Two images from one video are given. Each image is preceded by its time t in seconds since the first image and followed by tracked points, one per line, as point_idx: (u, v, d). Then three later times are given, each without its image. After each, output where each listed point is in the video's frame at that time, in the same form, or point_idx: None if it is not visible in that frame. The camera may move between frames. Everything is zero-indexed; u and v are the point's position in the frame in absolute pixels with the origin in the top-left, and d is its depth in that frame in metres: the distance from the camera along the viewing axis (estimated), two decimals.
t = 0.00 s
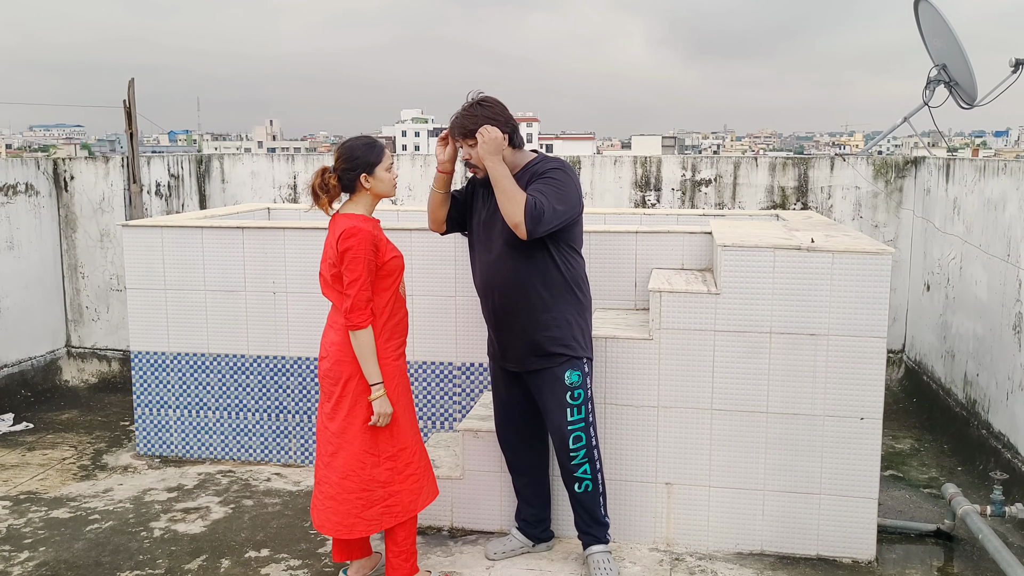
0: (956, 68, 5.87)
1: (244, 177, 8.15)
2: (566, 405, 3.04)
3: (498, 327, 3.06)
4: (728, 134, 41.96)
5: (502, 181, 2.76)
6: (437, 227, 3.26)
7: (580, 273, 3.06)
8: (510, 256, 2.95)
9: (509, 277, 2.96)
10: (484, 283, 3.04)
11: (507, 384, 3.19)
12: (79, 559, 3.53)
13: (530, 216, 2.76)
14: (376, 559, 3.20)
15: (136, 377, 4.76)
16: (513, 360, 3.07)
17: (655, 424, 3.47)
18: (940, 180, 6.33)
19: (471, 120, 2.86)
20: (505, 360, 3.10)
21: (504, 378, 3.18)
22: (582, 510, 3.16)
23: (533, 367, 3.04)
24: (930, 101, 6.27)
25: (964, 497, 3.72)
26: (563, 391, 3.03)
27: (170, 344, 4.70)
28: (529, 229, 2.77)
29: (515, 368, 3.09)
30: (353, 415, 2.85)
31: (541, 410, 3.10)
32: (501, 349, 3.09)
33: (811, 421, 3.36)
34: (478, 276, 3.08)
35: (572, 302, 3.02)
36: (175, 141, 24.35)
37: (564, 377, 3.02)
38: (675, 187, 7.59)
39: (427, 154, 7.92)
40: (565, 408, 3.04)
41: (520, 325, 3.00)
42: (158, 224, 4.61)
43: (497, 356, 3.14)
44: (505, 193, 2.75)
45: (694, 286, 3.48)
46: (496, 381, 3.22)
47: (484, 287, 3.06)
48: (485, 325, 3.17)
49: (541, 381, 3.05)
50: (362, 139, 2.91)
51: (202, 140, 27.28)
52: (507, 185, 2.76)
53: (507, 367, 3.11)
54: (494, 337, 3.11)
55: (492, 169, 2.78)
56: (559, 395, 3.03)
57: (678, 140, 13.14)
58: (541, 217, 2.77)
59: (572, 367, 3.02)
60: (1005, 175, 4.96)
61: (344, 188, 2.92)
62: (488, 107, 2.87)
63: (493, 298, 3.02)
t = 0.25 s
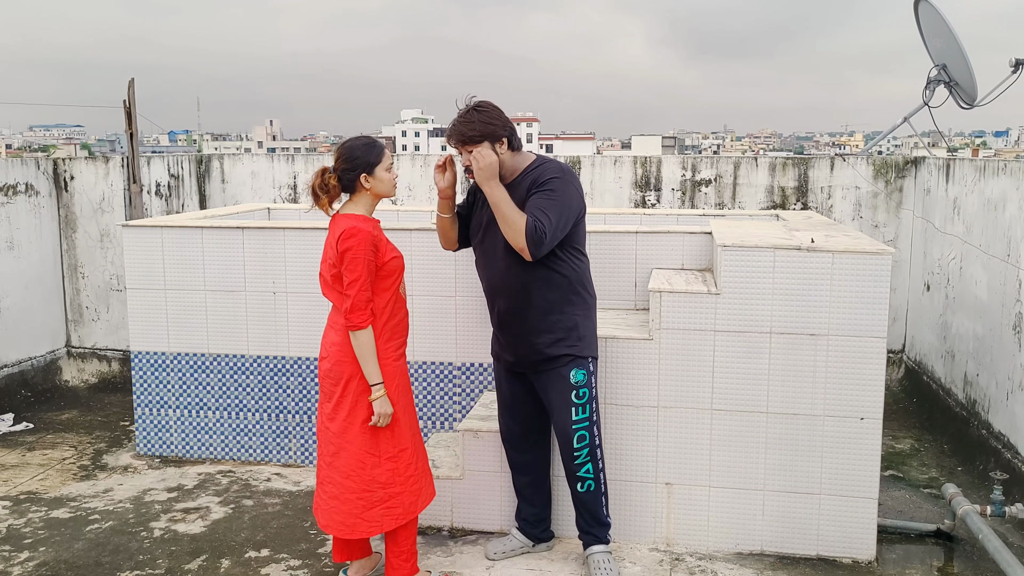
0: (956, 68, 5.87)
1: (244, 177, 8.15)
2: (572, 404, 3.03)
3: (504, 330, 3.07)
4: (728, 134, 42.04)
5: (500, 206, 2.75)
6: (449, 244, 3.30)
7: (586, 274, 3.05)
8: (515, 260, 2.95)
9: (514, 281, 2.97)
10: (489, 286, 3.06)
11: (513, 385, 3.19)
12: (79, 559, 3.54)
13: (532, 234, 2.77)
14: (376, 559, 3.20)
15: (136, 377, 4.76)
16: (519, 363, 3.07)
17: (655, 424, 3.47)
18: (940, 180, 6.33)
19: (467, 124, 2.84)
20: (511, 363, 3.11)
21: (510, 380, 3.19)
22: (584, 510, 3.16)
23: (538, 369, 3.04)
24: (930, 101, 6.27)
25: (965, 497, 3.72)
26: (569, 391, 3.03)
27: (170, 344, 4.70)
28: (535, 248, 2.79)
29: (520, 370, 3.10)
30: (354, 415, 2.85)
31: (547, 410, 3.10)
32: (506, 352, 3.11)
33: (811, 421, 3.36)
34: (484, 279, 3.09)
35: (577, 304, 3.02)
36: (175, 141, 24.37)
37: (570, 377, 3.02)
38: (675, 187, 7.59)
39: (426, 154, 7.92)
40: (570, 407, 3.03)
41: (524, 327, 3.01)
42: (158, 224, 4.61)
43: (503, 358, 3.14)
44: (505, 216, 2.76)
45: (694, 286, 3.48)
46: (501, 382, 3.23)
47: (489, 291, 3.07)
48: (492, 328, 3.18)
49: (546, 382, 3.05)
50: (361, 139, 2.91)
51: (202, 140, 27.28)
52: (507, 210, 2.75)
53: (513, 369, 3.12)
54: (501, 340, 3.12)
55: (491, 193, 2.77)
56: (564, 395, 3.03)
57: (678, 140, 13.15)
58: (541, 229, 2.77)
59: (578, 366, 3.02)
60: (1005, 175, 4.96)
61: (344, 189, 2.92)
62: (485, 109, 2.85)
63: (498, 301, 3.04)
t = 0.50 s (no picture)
0: (956, 68, 5.87)
1: (244, 177, 8.15)
2: (573, 404, 3.04)
3: (506, 329, 3.06)
4: (728, 134, 42.03)
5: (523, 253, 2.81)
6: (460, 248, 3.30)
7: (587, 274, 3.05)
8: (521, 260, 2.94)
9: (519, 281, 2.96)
10: (491, 285, 3.04)
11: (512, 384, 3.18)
12: (79, 559, 3.54)
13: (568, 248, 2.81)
14: (376, 559, 3.21)
15: (136, 377, 4.76)
16: (520, 364, 3.06)
17: (655, 424, 3.47)
18: (939, 180, 6.33)
19: (491, 98, 2.91)
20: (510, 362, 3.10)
21: (509, 380, 3.18)
22: (583, 511, 3.16)
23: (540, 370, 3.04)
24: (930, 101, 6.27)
25: (964, 497, 3.72)
26: (570, 391, 3.03)
27: (170, 344, 4.70)
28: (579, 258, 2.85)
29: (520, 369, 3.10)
30: (355, 415, 2.85)
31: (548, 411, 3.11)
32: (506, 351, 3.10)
33: (811, 421, 3.36)
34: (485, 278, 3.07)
35: (579, 304, 3.02)
36: (175, 141, 24.38)
37: (571, 377, 3.02)
38: (675, 187, 7.59)
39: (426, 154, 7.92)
40: (571, 407, 3.04)
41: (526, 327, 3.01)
42: (159, 225, 4.61)
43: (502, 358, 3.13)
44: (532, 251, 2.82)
45: (694, 286, 3.48)
46: (500, 382, 3.21)
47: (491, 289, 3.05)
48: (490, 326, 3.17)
49: (547, 383, 3.05)
50: (361, 139, 2.91)
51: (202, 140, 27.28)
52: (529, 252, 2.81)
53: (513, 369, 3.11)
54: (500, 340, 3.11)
55: (511, 249, 2.79)
56: (565, 396, 3.04)
57: (678, 140, 13.15)
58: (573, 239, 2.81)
59: (580, 366, 3.03)
60: (1005, 175, 4.96)
61: (344, 189, 2.92)
62: (512, 93, 2.92)
63: (500, 300, 3.03)
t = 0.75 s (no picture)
0: (956, 68, 5.87)
1: (244, 177, 8.15)
2: (577, 404, 3.04)
3: (509, 328, 3.04)
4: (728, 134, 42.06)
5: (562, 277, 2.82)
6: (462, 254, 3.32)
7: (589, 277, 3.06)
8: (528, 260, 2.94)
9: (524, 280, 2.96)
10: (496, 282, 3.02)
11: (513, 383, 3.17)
12: (79, 559, 3.54)
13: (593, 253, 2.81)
14: (376, 559, 3.21)
15: (136, 377, 4.76)
16: (522, 363, 3.06)
17: (655, 424, 3.47)
18: (940, 180, 6.33)
19: (498, 95, 2.92)
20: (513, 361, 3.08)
21: (509, 379, 3.17)
22: (584, 511, 3.16)
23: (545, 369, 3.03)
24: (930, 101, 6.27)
25: (964, 497, 3.72)
26: (575, 390, 3.03)
27: (170, 344, 4.70)
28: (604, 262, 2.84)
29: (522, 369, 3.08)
30: (357, 415, 2.85)
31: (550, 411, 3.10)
32: (508, 350, 3.08)
33: (811, 421, 3.36)
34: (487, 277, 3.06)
35: (583, 305, 3.03)
36: (175, 141, 24.39)
37: (575, 376, 3.02)
38: (675, 187, 7.59)
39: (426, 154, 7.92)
40: (575, 406, 3.04)
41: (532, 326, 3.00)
42: (159, 224, 4.61)
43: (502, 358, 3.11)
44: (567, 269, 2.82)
45: (694, 286, 3.48)
46: (500, 381, 3.20)
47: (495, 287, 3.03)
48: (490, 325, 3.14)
49: (550, 382, 3.05)
50: (362, 139, 2.91)
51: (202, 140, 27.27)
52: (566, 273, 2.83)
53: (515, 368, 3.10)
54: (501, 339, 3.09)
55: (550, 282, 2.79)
56: (570, 395, 3.03)
57: (678, 139, 13.15)
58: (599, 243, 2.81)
59: (584, 365, 3.03)
60: (1005, 175, 4.96)
61: (345, 189, 2.92)
62: (519, 90, 2.94)
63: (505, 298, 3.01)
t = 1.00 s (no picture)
0: (956, 68, 5.87)
1: (244, 177, 8.15)
2: (588, 405, 3.05)
3: (519, 328, 3.03)
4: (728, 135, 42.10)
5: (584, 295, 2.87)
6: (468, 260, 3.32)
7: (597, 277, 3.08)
8: (540, 260, 2.95)
9: (535, 281, 2.95)
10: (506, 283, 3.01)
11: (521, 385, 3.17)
12: (79, 559, 3.54)
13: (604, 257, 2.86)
14: (376, 559, 3.20)
15: (136, 377, 4.76)
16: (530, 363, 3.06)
17: (655, 424, 3.47)
18: (940, 180, 6.33)
19: (505, 97, 2.93)
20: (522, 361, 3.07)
21: (516, 379, 3.17)
22: (597, 511, 3.17)
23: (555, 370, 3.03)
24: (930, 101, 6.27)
25: (965, 496, 3.72)
26: (586, 391, 3.04)
27: (170, 344, 4.70)
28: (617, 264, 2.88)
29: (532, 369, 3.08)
30: (359, 413, 2.85)
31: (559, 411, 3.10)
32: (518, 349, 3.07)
33: (811, 421, 3.36)
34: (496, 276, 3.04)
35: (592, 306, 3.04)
36: (176, 142, 24.42)
37: (586, 377, 3.03)
38: (675, 187, 7.59)
39: (426, 154, 7.92)
40: (586, 407, 3.05)
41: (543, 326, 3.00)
42: (158, 224, 4.61)
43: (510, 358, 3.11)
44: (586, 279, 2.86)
45: (695, 286, 3.48)
46: (504, 381, 3.20)
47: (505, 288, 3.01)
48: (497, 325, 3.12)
49: (560, 383, 3.05)
50: (363, 140, 2.91)
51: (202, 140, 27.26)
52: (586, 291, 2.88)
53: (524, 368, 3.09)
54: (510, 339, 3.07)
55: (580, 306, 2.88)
56: (580, 395, 3.04)
57: (678, 140, 13.16)
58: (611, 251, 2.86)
59: (593, 367, 3.04)
60: (1005, 175, 4.96)
61: (347, 189, 2.91)
62: (528, 91, 2.94)
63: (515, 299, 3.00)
